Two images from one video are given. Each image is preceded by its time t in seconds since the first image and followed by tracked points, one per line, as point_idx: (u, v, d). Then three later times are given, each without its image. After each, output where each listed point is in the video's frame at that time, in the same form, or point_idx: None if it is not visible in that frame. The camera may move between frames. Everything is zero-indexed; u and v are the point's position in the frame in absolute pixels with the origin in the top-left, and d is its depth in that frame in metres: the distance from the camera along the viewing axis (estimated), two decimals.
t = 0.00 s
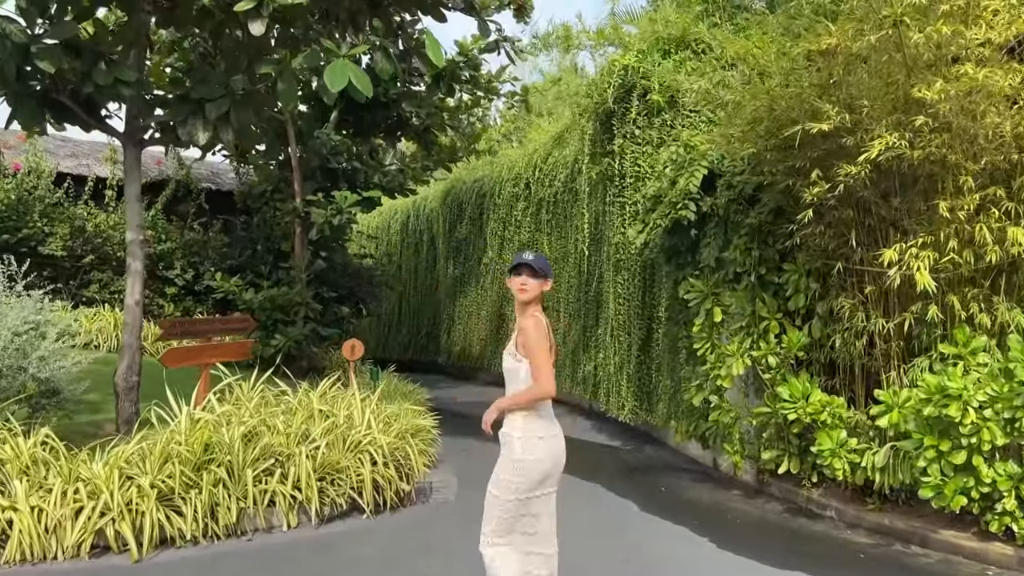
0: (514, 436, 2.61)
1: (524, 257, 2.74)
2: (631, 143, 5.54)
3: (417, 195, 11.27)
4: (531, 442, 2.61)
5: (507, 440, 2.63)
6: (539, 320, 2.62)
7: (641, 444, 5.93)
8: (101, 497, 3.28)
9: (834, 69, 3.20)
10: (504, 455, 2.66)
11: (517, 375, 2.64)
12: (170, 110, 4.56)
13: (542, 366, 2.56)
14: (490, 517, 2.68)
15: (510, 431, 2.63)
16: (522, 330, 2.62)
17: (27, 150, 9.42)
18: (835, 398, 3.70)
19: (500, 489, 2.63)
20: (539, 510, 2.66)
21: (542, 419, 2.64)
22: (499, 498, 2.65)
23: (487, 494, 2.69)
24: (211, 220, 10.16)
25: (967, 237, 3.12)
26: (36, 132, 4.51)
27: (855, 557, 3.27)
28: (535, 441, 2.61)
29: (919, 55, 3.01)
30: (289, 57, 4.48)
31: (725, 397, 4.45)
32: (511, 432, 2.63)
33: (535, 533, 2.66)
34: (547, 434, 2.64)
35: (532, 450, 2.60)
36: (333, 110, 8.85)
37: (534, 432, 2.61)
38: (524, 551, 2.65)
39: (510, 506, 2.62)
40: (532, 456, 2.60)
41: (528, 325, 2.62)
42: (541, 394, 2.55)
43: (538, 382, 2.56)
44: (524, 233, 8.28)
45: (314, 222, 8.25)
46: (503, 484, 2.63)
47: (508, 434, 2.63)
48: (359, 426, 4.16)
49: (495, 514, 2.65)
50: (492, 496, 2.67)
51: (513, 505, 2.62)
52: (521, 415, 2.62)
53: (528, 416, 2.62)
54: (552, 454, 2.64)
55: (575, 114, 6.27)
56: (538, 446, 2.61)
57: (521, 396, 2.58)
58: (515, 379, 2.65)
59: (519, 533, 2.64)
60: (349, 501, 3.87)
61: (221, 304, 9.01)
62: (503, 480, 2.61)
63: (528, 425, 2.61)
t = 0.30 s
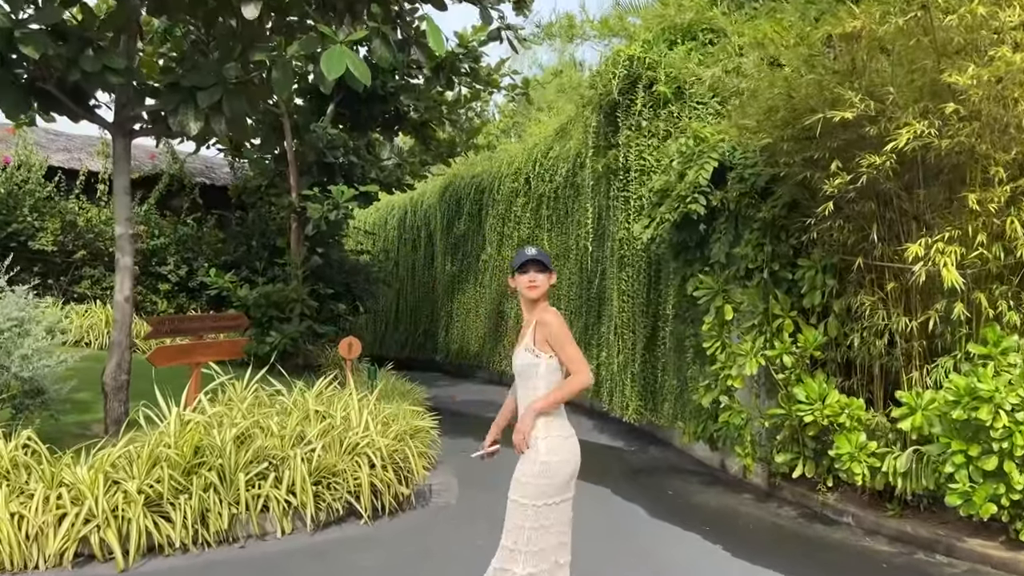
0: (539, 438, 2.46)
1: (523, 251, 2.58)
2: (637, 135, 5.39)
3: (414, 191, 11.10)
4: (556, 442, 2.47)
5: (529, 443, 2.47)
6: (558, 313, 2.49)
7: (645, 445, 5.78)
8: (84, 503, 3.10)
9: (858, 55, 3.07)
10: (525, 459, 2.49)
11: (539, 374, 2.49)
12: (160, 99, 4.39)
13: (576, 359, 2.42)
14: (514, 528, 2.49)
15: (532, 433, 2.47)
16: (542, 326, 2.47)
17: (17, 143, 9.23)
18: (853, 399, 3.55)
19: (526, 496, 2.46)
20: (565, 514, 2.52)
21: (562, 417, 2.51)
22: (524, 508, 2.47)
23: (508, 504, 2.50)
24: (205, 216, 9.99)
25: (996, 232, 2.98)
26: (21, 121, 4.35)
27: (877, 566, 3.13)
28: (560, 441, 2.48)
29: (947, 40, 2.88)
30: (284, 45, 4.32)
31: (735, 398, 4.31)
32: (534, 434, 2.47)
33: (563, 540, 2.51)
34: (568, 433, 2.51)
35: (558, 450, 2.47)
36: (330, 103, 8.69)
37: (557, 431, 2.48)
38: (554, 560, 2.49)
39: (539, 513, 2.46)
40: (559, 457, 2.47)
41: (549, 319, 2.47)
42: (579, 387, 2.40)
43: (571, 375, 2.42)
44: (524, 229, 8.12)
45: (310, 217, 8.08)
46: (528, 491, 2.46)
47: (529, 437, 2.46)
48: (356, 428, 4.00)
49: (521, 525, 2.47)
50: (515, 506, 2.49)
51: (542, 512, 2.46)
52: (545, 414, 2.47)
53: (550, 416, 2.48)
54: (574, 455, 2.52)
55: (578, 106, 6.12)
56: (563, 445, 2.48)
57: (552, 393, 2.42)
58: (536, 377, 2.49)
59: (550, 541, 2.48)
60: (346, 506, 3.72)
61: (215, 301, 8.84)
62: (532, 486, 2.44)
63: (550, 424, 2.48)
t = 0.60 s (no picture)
0: (536, 447, 2.31)
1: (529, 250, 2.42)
2: (644, 130, 5.24)
3: (414, 188, 10.94)
4: (555, 452, 2.31)
5: (526, 452, 2.32)
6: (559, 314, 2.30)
7: (651, 448, 5.63)
8: (68, 513, 2.95)
9: (884, 43, 2.94)
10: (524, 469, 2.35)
11: (540, 379, 2.32)
12: (152, 90, 4.23)
13: (572, 365, 2.23)
14: (517, 542, 2.36)
15: (529, 442, 2.32)
16: (539, 328, 2.29)
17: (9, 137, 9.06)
18: (873, 405, 3.40)
19: (525, 508, 2.33)
20: (572, 530, 2.35)
21: (565, 426, 2.33)
22: (524, 522, 2.33)
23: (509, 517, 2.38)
24: (201, 212, 9.82)
25: None
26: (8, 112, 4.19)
27: None
28: (560, 450, 2.31)
29: (982, 28, 2.73)
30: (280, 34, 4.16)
31: (747, 401, 4.16)
32: (531, 443, 2.32)
33: (570, 558, 2.34)
34: (573, 442, 2.34)
35: (557, 461, 2.30)
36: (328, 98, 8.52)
37: (558, 440, 2.31)
38: None
39: (538, 528, 2.31)
40: (557, 468, 2.30)
41: (547, 321, 2.29)
42: (577, 395, 2.22)
43: (569, 382, 2.24)
44: (526, 227, 7.96)
45: (308, 214, 7.92)
46: (526, 503, 2.32)
47: (527, 445, 2.32)
48: (355, 432, 3.85)
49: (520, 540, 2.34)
50: (516, 519, 2.36)
51: (541, 527, 2.31)
52: (543, 422, 2.30)
53: (550, 423, 2.31)
54: (580, 466, 2.35)
55: (583, 101, 5.97)
56: (564, 456, 2.31)
57: (549, 401, 2.25)
58: (536, 383, 2.32)
59: (553, 559, 2.32)
60: (344, 514, 3.56)
61: (211, 299, 8.68)
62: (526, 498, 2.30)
63: (550, 433, 2.31)
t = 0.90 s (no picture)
0: (524, 461, 2.17)
1: (526, 248, 2.31)
2: (652, 122, 5.08)
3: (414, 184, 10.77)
4: (545, 467, 2.16)
5: (514, 467, 2.19)
6: (552, 316, 2.16)
7: (657, 452, 5.47)
8: (47, 521, 2.77)
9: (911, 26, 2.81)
10: (514, 486, 2.22)
11: (531, 388, 2.17)
12: (141, 79, 4.06)
13: (560, 374, 2.07)
14: (510, 567, 2.23)
15: (518, 455, 2.18)
16: (528, 333, 2.16)
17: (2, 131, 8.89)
18: (895, 410, 3.24)
19: (516, 529, 2.19)
20: (569, 551, 2.21)
21: (556, 440, 2.19)
22: (516, 544, 2.20)
23: (500, 540, 2.25)
24: (197, 208, 9.65)
25: None
26: None
27: None
28: (550, 464, 2.17)
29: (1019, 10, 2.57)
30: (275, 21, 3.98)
31: (760, 405, 4.01)
32: (520, 457, 2.18)
33: None
34: (564, 456, 2.19)
35: (546, 477, 2.16)
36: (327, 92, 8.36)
37: (547, 453, 2.17)
38: None
39: (531, 550, 2.18)
40: (547, 484, 2.16)
41: (538, 325, 2.15)
42: (565, 408, 2.06)
43: (558, 393, 2.08)
44: (528, 224, 7.79)
45: (305, 209, 7.75)
46: (517, 524, 2.19)
47: (515, 459, 2.19)
48: (351, 436, 3.69)
49: (513, 564, 2.21)
50: (507, 542, 2.23)
51: (534, 548, 2.17)
52: (532, 435, 2.16)
53: (539, 436, 2.17)
54: (573, 481, 2.21)
55: (589, 94, 5.80)
56: (554, 471, 2.17)
57: (536, 413, 2.11)
58: (527, 391, 2.18)
59: None
60: (339, 521, 3.40)
61: (207, 296, 8.52)
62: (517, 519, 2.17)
63: (539, 446, 2.17)
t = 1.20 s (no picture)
0: (497, 478, 2.10)
1: (519, 246, 2.21)
2: (662, 118, 4.94)
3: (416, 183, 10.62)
4: (516, 486, 2.09)
5: (486, 484, 2.13)
6: (539, 324, 2.05)
7: (663, 456, 5.32)
8: (24, 532, 2.60)
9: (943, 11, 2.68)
10: (486, 503, 2.15)
11: (511, 399, 2.08)
12: (133, 69, 3.91)
13: (541, 390, 1.97)
14: None
15: (491, 471, 2.11)
16: (512, 340, 2.06)
17: None
18: (921, 417, 3.08)
19: (487, 551, 2.13)
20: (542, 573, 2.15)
21: (534, 457, 2.11)
22: (487, 565, 2.15)
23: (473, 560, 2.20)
24: (195, 205, 9.51)
25: None
26: None
27: None
28: (524, 483, 2.10)
29: None
30: (271, 9, 3.84)
31: (774, 410, 3.85)
32: (491, 473, 2.11)
33: None
34: (538, 474, 2.12)
35: (517, 497, 2.09)
36: (327, 88, 8.22)
37: (520, 472, 2.09)
38: None
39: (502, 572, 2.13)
40: (520, 505, 2.09)
41: (523, 334, 2.05)
42: (542, 426, 1.97)
43: (536, 410, 1.98)
44: (531, 223, 7.65)
45: (305, 207, 7.60)
46: (488, 544, 2.13)
47: (488, 474, 2.12)
48: (348, 440, 3.54)
49: None
50: (479, 562, 2.17)
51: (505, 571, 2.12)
52: (506, 451, 2.09)
53: (513, 453, 2.09)
54: (547, 502, 2.13)
55: (595, 88, 5.65)
56: (526, 490, 2.10)
57: (511, 429, 2.01)
58: (507, 403, 2.10)
59: None
60: (335, 531, 3.23)
61: (205, 295, 8.37)
62: (488, 541, 2.11)
63: (513, 464, 2.09)
